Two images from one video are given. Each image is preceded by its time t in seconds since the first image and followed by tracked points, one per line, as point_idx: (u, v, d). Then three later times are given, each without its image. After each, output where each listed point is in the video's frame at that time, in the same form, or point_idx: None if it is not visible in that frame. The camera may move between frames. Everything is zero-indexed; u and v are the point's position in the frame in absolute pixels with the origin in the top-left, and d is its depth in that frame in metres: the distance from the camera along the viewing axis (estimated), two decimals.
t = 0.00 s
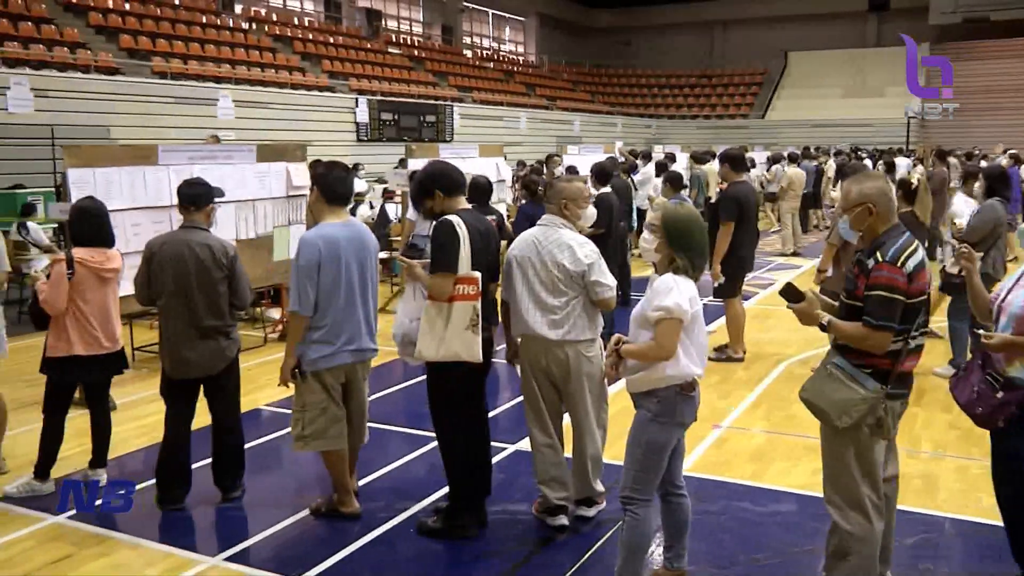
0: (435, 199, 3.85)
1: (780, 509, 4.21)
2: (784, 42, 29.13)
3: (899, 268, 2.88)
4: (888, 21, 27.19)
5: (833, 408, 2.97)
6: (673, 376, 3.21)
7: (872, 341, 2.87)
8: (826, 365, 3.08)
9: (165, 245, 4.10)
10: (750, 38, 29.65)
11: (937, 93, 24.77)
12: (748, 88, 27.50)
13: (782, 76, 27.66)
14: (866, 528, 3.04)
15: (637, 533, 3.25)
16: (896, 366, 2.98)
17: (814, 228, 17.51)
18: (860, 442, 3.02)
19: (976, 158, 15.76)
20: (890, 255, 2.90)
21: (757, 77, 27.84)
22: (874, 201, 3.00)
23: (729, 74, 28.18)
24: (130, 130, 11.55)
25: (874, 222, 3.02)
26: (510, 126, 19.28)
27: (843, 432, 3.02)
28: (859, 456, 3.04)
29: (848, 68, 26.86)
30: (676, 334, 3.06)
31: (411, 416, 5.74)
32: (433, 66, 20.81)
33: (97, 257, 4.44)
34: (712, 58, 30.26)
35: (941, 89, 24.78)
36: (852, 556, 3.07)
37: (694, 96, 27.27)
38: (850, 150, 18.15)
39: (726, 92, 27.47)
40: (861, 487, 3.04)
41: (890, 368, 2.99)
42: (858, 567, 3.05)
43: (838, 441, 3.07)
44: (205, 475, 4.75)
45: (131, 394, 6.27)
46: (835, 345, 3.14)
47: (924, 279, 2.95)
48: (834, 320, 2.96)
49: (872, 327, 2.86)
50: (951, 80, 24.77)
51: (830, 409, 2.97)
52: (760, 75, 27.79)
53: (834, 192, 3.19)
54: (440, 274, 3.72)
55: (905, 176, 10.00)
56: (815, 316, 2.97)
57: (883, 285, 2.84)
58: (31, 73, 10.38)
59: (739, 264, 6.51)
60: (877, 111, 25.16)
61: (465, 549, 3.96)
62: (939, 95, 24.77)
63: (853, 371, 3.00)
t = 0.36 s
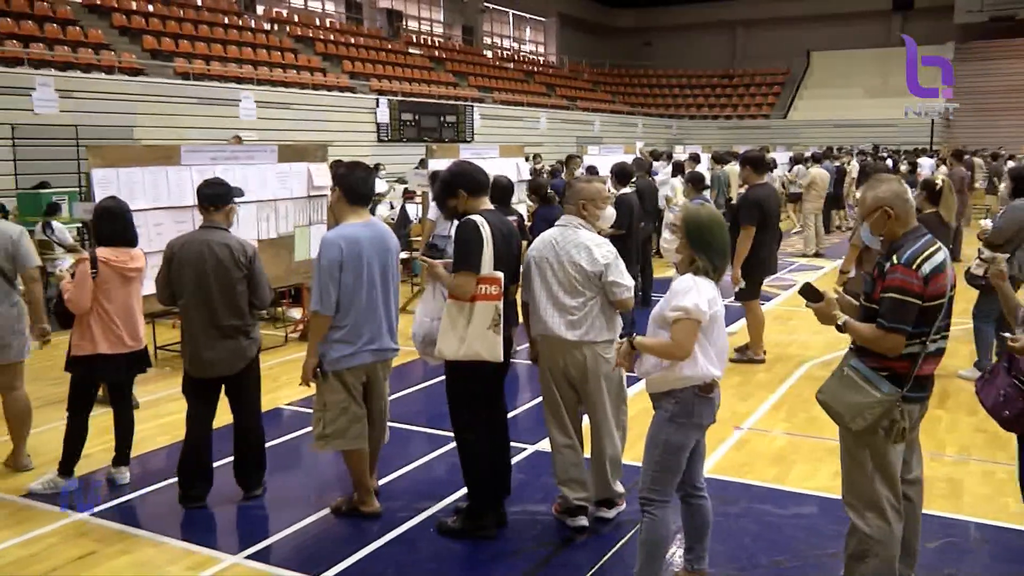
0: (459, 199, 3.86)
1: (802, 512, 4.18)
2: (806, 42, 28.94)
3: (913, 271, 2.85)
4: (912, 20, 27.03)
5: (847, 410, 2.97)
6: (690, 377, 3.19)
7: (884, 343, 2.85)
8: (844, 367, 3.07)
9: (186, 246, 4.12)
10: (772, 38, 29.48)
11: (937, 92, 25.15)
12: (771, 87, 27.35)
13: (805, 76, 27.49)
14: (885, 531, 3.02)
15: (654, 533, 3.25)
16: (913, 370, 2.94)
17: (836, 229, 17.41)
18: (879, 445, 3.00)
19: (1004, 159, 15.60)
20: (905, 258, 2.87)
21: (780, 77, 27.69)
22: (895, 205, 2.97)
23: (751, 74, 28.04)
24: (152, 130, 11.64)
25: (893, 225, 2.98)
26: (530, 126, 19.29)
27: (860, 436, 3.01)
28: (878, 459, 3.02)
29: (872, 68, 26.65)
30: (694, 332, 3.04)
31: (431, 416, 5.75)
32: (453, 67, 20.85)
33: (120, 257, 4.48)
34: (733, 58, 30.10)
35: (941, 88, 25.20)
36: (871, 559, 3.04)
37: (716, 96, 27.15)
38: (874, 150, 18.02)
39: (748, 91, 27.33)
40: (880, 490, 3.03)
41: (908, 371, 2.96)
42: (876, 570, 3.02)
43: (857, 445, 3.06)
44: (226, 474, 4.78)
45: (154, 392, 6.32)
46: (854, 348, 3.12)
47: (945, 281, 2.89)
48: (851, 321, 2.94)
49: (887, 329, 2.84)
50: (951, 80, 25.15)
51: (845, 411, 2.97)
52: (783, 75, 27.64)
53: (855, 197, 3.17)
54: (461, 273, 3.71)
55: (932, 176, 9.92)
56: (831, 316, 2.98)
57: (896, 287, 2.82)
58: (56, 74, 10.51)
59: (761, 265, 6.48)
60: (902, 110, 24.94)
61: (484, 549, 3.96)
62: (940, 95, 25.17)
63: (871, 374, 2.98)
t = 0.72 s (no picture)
0: (485, 200, 3.86)
1: (827, 515, 4.15)
2: (831, 41, 28.72)
3: (933, 272, 2.82)
4: (940, 19, 26.88)
5: (866, 412, 2.94)
6: (715, 380, 3.17)
7: (903, 344, 2.83)
8: (864, 367, 3.05)
9: (208, 246, 4.16)
10: (797, 38, 29.26)
11: (937, 92, 25.40)
12: (796, 87, 27.17)
13: (831, 76, 27.28)
14: (911, 533, 2.98)
15: (677, 535, 3.23)
16: (933, 373, 2.91)
17: (863, 230, 17.26)
18: (901, 445, 2.96)
19: None
20: (926, 258, 2.85)
21: (805, 77, 27.50)
22: (919, 206, 2.94)
23: (776, 74, 27.87)
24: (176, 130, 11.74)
25: (916, 226, 2.96)
26: (554, 127, 19.28)
27: (880, 438, 2.98)
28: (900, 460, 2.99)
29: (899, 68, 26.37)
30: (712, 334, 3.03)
31: (453, 416, 5.76)
32: (477, 67, 20.87)
33: (147, 256, 4.53)
34: (758, 58, 29.92)
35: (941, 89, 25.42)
36: (896, 562, 3.00)
37: (741, 96, 27.01)
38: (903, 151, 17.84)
39: (773, 91, 27.17)
40: (902, 492, 2.99)
41: (928, 374, 2.93)
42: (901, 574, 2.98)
43: (877, 447, 3.03)
44: (251, 473, 4.82)
45: (180, 391, 6.38)
46: (875, 349, 3.11)
47: (967, 282, 2.85)
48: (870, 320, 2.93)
49: (904, 330, 2.82)
50: (950, 79, 25.52)
51: (865, 412, 2.93)
52: (808, 75, 27.45)
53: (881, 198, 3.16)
54: (489, 273, 3.71)
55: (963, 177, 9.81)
56: (852, 313, 3.00)
57: (914, 288, 2.81)
58: (85, 75, 10.63)
59: (786, 266, 6.44)
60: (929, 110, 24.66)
61: (506, 549, 3.96)
62: (939, 95, 25.41)
63: (890, 376, 2.96)
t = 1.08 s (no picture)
0: (511, 200, 3.86)
1: (853, 518, 4.11)
2: (859, 41, 28.47)
3: (940, 271, 2.80)
4: (972, 17, 26.72)
5: (877, 410, 2.94)
6: (742, 383, 3.16)
7: (911, 344, 2.83)
8: (881, 367, 3.04)
9: (233, 247, 4.19)
10: (824, 37, 29.03)
11: (937, 91, 25.40)
12: (823, 86, 26.98)
13: (858, 75, 27.06)
14: (930, 536, 2.94)
15: (702, 536, 3.21)
16: (945, 374, 2.88)
17: (891, 230, 17.09)
18: (918, 447, 2.93)
19: None
20: (934, 258, 2.83)
21: (833, 76, 27.30)
22: (938, 206, 2.92)
23: (804, 74, 27.68)
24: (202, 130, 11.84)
25: (935, 225, 2.94)
26: (579, 127, 19.27)
27: (894, 437, 2.97)
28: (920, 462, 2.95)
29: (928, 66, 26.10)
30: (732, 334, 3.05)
31: (477, 416, 5.77)
32: (502, 67, 20.92)
33: (174, 254, 4.57)
34: (785, 57, 29.74)
35: (941, 88, 25.42)
36: (916, 565, 2.96)
37: (767, 96, 26.88)
38: (933, 151, 17.67)
39: (799, 90, 27.00)
40: (921, 495, 2.96)
41: (939, 376, 2.90)
42: None
43: (894, 448, 3.01)
44: (275, 472, 4.85)
45: (207, 388, 6.43)
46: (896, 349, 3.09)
47: (983, 280, 2.80)
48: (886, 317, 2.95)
49: (911, 329, 2.82)
50: (950, 80, 25.54)
51: (876, 410, 2.94)
52: (836, 74, 27.26)
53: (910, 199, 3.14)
54: (518, 275, 3.70)
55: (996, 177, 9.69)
56: (875, 312, 3.03)
57: (919, 287, 2.80)
58: (114, 76, 10.75)
59: (813, 267, 6.41)
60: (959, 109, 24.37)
61: (530, 549, 3.96)
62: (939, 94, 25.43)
63: (903, 376, 2.94)
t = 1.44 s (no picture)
0: (524, 200, 3.86)
1: (878, 522, 4.08)
2: (884, 39, 28.22)
3: (954, 272, 2.77)
4: (1000, 15, 26.38)
5: (894, 410, 2.97)
6: (763, 384, 3.13)
7: (924, 345, 2.82)
8: (906, 368, 3.03)
9: (255, 246, 4.22)
10: (848, 36, 28.80)
11: (937, 92, 25.49)
12: (848, 86, 26.76)
13: (883, 75, 26.82)
14: (955, 541, 2.91)
15: (721, 537, 3.20)
16: (963, 377, 2.84)
17: (916, 231, 16.94)
18: (940, 450, 2.91)
19: None
20: (950, 259, 2.81)
21: (857, 75, 27.08)
22: (960, 207, 2.89)
23: (827, 73, 27.48)
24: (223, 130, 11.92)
25: (959, 226, 2.90)
26: (600, 126, 19.24)
27: (914, 439, 2.96)
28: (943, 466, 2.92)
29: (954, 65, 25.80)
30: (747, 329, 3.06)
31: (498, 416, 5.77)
32: (524, 67, 20.92)
33: (197, 253, 4.59)
34: (808, 56, 29.56)
35: (941, 89, 25.52)
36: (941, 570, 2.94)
37: (790, 96, 26.73)
38: (959, 151, 17.49)
39: (822, 90, 26.83)
40: (943, 498, 2.93)
41: (956, 378, 2.87)
42: None
43: (915, 450, 2.99)
44: (297, 470, 4.87)
45: (230, 387, 6.48)
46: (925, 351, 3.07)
47: (1001, 281, 2.75)
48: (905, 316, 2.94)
49: (923, 329, 2.81)
50: (949, 80, 25.59)
51: (893, 410, 2.97)
52: (860, 74, 27.04)
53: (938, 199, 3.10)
54: (534, 273, 3.69)
55: None
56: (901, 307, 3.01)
57: (932, 287, 2.78)
58: (138, 76, 10.84)
59: (835, 267, 6.37)
60: (985, 109, 24.11)
61: (550, 550, 3.96)
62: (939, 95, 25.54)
63: (921, 379, 2.93)
